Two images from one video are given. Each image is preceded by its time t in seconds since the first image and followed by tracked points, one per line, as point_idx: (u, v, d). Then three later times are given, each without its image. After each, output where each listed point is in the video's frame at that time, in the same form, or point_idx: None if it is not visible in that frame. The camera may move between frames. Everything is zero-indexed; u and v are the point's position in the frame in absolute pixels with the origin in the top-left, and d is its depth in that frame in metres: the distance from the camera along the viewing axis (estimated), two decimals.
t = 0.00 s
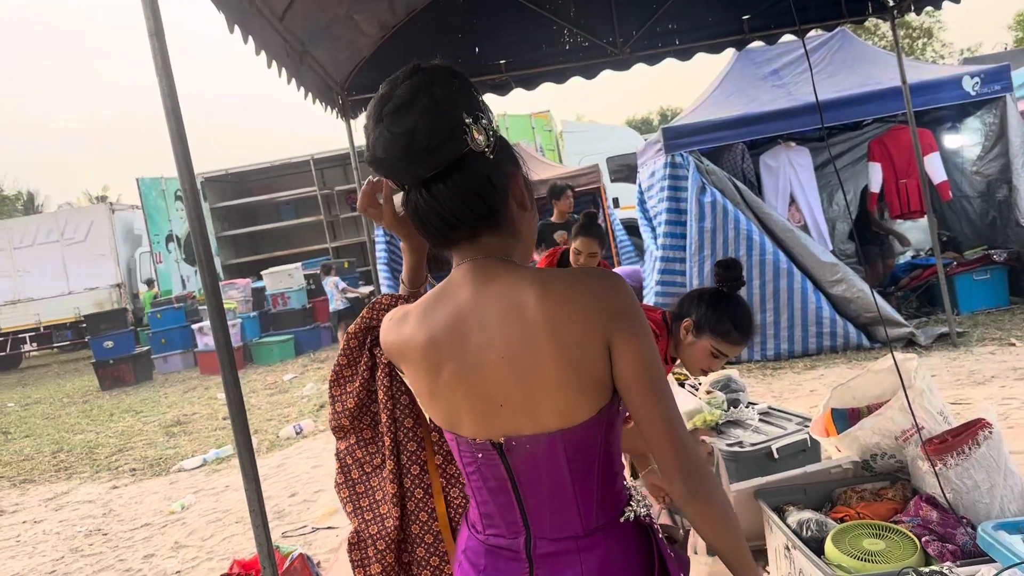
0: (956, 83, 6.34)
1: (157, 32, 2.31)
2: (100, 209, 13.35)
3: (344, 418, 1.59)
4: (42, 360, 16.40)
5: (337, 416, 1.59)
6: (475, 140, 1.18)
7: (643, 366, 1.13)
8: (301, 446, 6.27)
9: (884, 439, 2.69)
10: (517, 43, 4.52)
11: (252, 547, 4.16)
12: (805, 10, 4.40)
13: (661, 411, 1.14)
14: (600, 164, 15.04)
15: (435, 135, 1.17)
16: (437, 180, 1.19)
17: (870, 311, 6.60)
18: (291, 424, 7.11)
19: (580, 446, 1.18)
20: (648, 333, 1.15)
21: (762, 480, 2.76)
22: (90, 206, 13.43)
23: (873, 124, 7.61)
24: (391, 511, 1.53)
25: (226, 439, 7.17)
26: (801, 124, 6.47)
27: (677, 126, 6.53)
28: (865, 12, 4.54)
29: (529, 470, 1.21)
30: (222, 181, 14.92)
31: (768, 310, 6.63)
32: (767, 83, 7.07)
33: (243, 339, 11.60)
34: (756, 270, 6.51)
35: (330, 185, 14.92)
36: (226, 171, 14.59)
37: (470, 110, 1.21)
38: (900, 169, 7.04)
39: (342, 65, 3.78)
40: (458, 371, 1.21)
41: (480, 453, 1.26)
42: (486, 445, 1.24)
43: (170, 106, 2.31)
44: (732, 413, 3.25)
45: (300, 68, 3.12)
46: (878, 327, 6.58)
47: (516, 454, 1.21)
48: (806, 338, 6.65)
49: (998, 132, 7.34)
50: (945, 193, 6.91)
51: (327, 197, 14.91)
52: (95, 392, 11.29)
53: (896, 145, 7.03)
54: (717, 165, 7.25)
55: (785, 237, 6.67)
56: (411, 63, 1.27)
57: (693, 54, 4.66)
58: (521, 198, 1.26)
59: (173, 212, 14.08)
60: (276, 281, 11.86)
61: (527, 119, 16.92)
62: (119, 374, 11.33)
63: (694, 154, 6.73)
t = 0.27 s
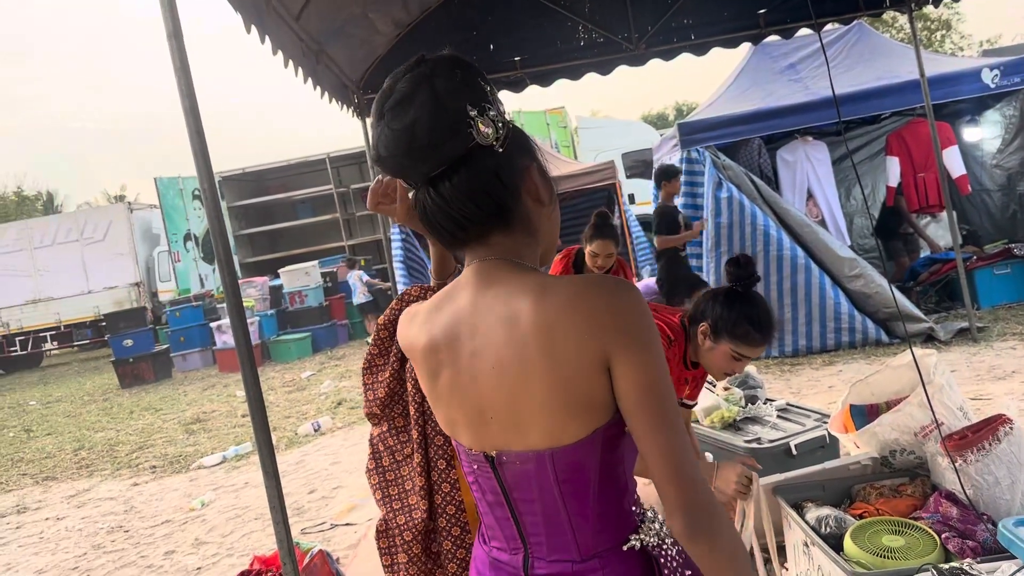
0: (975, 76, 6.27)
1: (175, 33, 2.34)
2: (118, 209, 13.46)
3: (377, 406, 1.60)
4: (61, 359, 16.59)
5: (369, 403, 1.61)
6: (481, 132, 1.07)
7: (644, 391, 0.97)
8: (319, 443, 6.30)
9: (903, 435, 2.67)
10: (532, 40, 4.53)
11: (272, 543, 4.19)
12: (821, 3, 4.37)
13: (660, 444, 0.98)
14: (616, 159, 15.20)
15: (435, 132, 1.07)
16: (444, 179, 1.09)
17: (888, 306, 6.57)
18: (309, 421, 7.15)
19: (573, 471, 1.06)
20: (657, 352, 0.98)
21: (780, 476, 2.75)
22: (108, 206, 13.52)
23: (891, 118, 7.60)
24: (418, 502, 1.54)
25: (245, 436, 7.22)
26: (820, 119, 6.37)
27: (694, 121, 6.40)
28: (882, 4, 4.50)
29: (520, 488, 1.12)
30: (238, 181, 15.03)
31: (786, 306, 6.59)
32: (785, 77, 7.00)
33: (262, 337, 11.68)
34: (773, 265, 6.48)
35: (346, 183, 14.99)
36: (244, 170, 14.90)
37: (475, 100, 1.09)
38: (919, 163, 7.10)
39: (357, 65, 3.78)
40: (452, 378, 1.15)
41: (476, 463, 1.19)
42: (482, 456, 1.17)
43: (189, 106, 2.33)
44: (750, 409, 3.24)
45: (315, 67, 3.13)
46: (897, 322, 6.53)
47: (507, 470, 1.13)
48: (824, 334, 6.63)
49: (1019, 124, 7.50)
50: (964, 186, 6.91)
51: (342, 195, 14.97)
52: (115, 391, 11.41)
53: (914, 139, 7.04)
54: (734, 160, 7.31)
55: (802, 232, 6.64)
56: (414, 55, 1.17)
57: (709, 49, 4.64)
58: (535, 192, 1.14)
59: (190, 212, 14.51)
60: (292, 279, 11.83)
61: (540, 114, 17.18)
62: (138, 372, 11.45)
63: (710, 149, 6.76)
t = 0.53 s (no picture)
0: (992, 70, 6.21)
1: (190, 34, 2.35)
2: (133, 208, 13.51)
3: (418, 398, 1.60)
4: (78, 358, 16.75)
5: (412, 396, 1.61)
6: (479, 122, 0.93)
7: (623, 429, 0.81)
8: (335, 441, 6.33)
9: (920, 432, 2.63)
10: (544, 37, 4.54)
11: (288, 540, 4.21)
12: None
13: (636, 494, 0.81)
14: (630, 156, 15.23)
15: (424, 120, 0.94)
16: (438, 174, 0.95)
17: (905, 302, 6.52)
18: (325, 419, 7.18)
19: (549, 510, 0.94)
20: (642, 386, 0.81)
21: (796, 473, 2.74)
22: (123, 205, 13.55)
23: (908, 112, 7.58)
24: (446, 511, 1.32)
25: (261, 434, 7.26)
26: (835, 114, 6.34)
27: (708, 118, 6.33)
28: None
29: (498, 527, 1.02)
30: (253, 180, 15.12)
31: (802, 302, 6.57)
32: (799, 73, 6.94)
33: (277, 335, 11.74)
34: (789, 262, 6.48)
35: (359, 181, 15.05)
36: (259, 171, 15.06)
37: (475, 86, 0.95)
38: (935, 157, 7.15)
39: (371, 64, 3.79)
40: (431, 398, 1.06)
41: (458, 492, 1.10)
42: (463, 484, 1.07)
43: (203, 106, 2.33)
44: (766, 406, 3.24)
45: (329, 66, 3.14)
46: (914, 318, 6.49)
47: (482, 506, 1.03)
48: (841, 330, 6.60)
49: None
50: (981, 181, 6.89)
51: (356, 193, 15.04)
52: (132, 389, 11.50)
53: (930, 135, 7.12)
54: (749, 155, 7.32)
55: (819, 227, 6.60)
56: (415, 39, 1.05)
57: (723, 45, 4.63)
58: (541, 190, 0.98)
59: (205, 211, 15.08)
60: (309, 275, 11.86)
61: (555, 111, 17.66)
62: (156, 370, 11.54)
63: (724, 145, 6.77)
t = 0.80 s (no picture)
0: (1008, 66, 6.14)
1: (203, 37, 2.37)
2: (149, 210, 13.58)
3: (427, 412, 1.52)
4: (93, 358, 16.89)
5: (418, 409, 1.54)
6: (455, 109, 0.86)
7: (586, 457, 0.78)
8: (348, 440, 6.35)
9: (934, 432, 2.62)
10: (555, 36, 4.54)
11: (302, 540, 4.23)
12: None
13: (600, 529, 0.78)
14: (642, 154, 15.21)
15: (396, 106, 0.88)
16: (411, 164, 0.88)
17: (918, 301, 6.50)
18: (337, 418, 7.21)
19: (516, 542, 0.89)
20: (607, 409, 0.78)
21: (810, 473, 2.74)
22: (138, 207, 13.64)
23: (921, 110, 7.58)
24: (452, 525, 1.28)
25: (275, 433, 7.29)
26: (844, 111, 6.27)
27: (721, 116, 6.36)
28: None
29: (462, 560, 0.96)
30: (267, 180, 15.24)
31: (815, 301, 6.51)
32: (812, 70, 6.89)
33: (290, 335, 11.78)
34: (803, 260, 6.46)
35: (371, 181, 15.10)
36: (272, 172, 15.21)
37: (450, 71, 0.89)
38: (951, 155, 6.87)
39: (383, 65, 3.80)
40: (395, 425, 1.03)
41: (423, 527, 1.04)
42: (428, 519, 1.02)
43: (217, 108, 2.35)
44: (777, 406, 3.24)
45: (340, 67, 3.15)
46: (928, 317, 6.43)
47: (446, 542, 0.98)
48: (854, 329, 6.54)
49: None
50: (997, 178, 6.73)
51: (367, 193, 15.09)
52: (148, 389, 11.58)
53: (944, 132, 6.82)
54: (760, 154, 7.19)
55: (831, 226, 6.62)
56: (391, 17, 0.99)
57: (736, 42, 4.62)
58: (520, 191, 0.91)
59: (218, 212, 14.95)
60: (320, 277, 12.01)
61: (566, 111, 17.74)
62: (170, 370, 11.61)
63: (736, 144, 6.78)
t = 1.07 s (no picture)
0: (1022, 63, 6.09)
1: (213, 39, 2.38)
2: (161, 211, 13.60)
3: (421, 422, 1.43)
4: (106, 357, 17.00)
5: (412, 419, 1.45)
6: (424, 98, 0.86)
7: (560, 484, 0.77)
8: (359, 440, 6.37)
9: (947, 431, 2.59)
10: (564, 35, 4.53)
11: (314, 538, 4.24)
12: None
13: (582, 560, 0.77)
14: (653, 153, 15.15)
15: (361, 95, 0.88)
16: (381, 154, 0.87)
17: (931, 300, 6.44)
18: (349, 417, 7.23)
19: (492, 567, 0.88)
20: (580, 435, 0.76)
21: (822, 473, 2.73)
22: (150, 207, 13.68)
23: (933, 108, 7.56)
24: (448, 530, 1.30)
25: (286, 432, 7.31)
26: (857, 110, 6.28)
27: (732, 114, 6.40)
28: None
29: None
30: (277, 180, 15.29)
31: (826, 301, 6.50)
32: (823, 68, 6.86)
33: (301, 334, 11.81)
34: (815, 258, 6.45)
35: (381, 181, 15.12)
36: (284, 171, 15.32)
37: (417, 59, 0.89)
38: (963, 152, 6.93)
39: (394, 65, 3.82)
40: (369, 450, 1.01)
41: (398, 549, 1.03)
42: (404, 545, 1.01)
43: (228, 109, 2.36)
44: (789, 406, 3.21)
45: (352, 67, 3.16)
46: (941, 316, 6.39)
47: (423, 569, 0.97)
48: (866, 328, 6.56)
49: None
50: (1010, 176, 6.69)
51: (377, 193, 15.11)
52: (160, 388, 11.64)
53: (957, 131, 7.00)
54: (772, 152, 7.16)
55: (843, 225, 6.60)
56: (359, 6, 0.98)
57: (746, 40, 4.63)
58: (491, 192, 0.91)
59: (230, 211, 14.82)
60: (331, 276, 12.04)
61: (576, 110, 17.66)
62: (183, 369, 11.67)
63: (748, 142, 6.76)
